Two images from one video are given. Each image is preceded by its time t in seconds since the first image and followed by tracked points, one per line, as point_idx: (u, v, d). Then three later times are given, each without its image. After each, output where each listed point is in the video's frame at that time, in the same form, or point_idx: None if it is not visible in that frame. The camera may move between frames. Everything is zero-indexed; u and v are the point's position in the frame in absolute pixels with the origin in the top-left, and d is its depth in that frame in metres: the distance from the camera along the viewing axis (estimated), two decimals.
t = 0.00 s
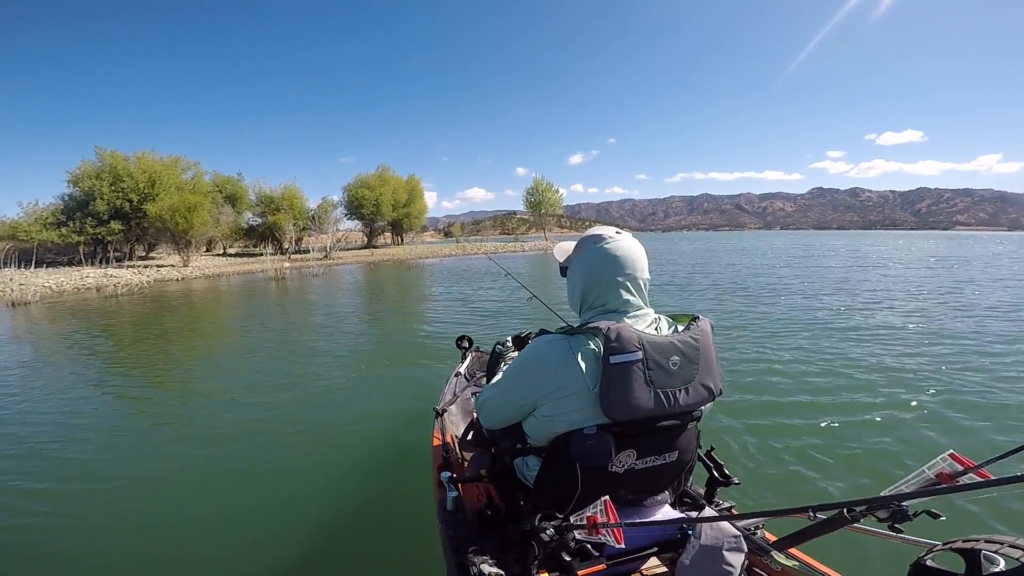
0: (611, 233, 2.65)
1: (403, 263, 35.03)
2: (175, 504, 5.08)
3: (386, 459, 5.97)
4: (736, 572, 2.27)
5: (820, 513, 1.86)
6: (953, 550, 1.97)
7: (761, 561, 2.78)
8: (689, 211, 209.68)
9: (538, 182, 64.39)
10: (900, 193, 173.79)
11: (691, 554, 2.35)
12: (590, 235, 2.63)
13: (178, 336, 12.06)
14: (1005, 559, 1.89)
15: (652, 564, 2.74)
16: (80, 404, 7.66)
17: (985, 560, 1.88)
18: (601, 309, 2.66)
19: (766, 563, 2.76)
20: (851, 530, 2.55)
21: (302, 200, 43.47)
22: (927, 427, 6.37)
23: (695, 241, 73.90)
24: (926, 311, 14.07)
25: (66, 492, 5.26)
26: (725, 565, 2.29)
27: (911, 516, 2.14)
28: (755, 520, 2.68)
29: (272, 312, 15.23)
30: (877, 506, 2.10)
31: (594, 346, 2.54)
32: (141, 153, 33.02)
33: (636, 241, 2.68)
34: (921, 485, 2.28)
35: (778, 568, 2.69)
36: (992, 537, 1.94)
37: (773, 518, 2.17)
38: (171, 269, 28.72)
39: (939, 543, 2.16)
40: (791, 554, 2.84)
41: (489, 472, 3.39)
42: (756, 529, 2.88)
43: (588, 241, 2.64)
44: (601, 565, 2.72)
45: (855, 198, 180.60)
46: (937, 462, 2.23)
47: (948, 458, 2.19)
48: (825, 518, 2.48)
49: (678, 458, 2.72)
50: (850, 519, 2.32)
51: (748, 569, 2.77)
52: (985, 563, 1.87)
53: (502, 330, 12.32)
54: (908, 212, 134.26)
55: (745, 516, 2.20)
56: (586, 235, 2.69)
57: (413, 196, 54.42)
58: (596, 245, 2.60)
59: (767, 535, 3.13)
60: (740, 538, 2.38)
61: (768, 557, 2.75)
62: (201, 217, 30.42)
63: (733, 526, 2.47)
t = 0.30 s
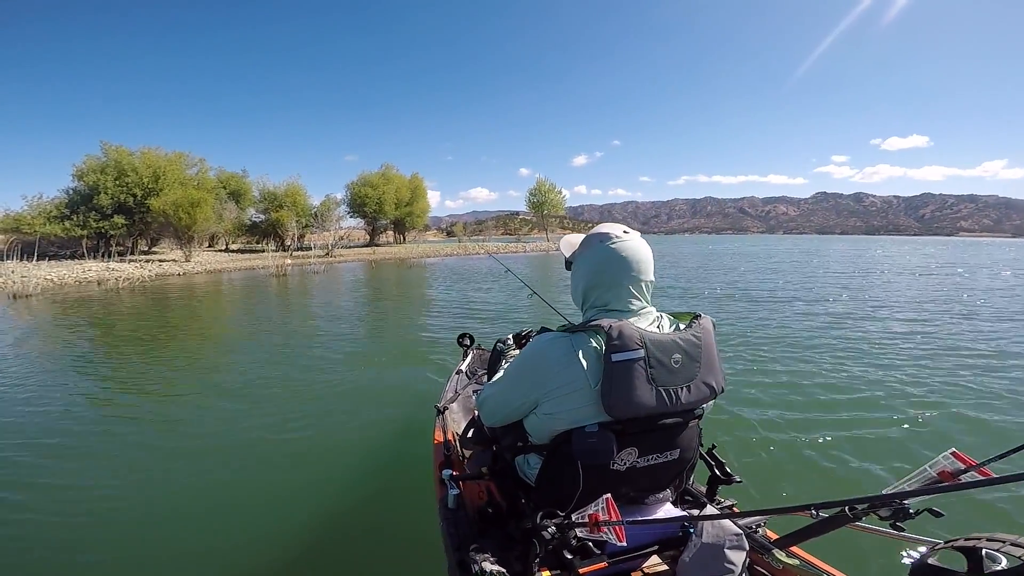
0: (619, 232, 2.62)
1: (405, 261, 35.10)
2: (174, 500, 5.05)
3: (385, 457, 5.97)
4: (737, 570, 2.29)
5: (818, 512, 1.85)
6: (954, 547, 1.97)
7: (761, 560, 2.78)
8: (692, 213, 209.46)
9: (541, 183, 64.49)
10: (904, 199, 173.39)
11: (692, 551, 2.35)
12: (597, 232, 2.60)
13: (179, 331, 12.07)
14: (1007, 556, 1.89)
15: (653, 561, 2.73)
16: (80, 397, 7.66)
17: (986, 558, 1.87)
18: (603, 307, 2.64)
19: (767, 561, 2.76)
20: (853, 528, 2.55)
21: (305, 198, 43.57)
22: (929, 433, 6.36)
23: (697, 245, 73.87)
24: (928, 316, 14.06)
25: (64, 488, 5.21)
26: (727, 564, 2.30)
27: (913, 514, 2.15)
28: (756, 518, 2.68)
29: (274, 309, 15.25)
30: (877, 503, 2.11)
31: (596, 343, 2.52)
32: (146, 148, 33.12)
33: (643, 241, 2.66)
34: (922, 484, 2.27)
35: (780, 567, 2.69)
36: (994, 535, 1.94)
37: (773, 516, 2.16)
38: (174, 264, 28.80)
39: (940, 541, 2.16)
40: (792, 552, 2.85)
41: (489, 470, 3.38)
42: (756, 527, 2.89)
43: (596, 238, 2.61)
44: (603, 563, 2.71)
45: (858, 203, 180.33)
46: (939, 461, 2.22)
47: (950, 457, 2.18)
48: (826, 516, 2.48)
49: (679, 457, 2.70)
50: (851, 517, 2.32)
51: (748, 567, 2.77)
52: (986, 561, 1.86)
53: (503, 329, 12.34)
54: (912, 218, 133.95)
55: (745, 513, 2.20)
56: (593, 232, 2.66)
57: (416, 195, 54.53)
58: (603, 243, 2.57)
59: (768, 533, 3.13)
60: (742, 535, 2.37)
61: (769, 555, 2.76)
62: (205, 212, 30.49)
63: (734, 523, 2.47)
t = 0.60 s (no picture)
0: (617, 229, 2.62)
1: (407, 261, 35.19)
2: (173, 496, 5.05)
3: (383, 456, 5.98)
4: (736, 567, 2.30)
5: (820, 508, 1.89)
6: (953, 545, 2.02)
7: (760, 557, 2.80)
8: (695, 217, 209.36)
9: (544, 184, 64.62)
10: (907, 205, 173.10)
11: (691, 548, 2.37)
12: (595, 228, 2.60)
13: (180, 327, 12.08)
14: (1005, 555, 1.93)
15: (651, 560, 2.73)
16: (81, 391, 7.69)
17: (984, 556, 1.93)
18: (601, 303, 2.64)
19: (766, 559, 2.77)
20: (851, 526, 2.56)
21: (308, 196, 43.70)
22: (928, 438, 6.36)
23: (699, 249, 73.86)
24: (928, 323, 14.07)
25: (62, 485, 5.16)
26: (725, 561, 2.31)
27: (912, 512, 2.26)
28: (755, 515, 2.70)
29: (275, 306, 15.28)
30: (877, 502, 2.16)
31: (594, 341, 2.52)
32: (151, 145, 33.25)
33: (641, 238, 2.66)
34: (921, 481, 2.32)
35: (778, 564, 2.69)
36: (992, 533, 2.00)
37: (772, 514, 2.15)
38: (176, 260, 28.86)
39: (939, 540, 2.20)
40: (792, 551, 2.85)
41: (488, 467, 3.39)
42: (755, 526, 2.90)
43: (594, 235, 2.61)
44: (601, 561, 2.71)
45: (861, 208, 180.16)
46: (937, 458, 2.28)
47: (948, 455, 2.25)
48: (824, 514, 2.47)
49: (678, 454, 2.70)
50: (850, 515, 2.31)
51: (748, 566, 2.79)
52: (985, 559, 1.92)
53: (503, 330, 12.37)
54: (915, 224, 133.78)
55: (745, 512, 2.20)
56: (590, 229, 2.66)
57: (418, 195, 54.63)
58: (601, 240, 2.57)
59: (767, 531, 3.14)
60: (740, 533, 2.38)
61: (768, 553, 2.77)
62: (208, 209, 30.61)
63: (733, 522, 2.47)
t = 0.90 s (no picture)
0: (615, 230, 2.62)
1: (409, 262, 35.29)
2: (171, 495, 5.04)
3: (381, 456, 5.99)
4: (735, 568, 2.30)
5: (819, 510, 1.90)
6: (952, 545, 2.04)
7: (759, 558, 2.80)
8: (698, 220, 209.11)
9: (547, 186, 64.73)
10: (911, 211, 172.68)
11: (691, 549, 2.38)
12: (592, 229, 2.61)
13: (182, 325, 12.12)
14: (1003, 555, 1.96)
15: (650, 560, 2.74)
16: (82, 387, 7.71)
17: (984, 556, 1.95)
18: (599, 304, 2.64)
19: (766, 560, 2.76)
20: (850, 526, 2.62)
21: (312, 196, 43.86)
22: (929, 445, 6.34)
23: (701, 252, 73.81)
24: (929, 329, 14.05)
25: (56, 485, 5.11)
26: (724, 561, 2.32)
27: (910, 512, 2.27)
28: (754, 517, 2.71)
29: (276, 305, 15.32)
30: (876, 502, 2.19)
31: (592, 342, 2.52)
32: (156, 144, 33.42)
33: (639, 238, 2.67)
34: (920, 482, 2.46)
35: (777, 565, 2.69)
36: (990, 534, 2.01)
37: (771, 515, 2.16)
38: (179, 258, 28.98)
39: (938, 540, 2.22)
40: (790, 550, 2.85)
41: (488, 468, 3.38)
42: (754, 526, 2.91)
43: (591, 236, 2.62)
44: (600, 561, 2.71)
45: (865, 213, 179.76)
46: (937, 459, 2.44)
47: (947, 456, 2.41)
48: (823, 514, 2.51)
49: (677, 455, 2.70)
50: (848, 516, 2.34)
51: (746, 566, 2.79)
52: (983, 559, 1.94)
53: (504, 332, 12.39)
54: (920, 230, 133.31)
55: (744, 513, 2.21)
56: (588, 230, 2.66)
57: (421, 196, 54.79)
58: (598, 241, 2.58)
59: (766, 532, 3.15)
60: (739, 533, 2.39)
61: (767, 553, 2.78)
62: (212, 208, 30.74)
63: (732, 522, 2.48)
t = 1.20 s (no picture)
0: (617, 235, 2.61)
1: (410, 262, 35.30)
2: (169, 496, 5.00)
3: (379, 456, 5.98)
4: (737, 571, 2.29)
5: (822, 512, 1.89)
6: (955, 549, 2.02)
7: (762, 561, 2.78)
8: (701, 223, 208.84)
9: (549, 187, 64.83)
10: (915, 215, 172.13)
11: (691, 552, 2.40)
12: (595, 235, 2.60)
13: (183, 324, 12.13)
14: (1006, 559, 1.94)
15: (652, 563, 2.73)
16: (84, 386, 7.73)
17: (985, 559, 1.92)
18: (600, 308, 2.64)
19: (768, 563, 2.75)
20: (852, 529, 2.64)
21: (314, 196, 43.94)
22: (930, 449, 6.32)
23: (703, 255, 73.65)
24: (931, 333, 14.01)
25: (59, 483, 5.12)
26: (726, 565, 2.31)
27: (912, 515, 2.24)
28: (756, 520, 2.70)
29: (277, 304, 15.34)
30: (877, 504, 2.19)
31: (594, 346, 2.52)
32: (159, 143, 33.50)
33: (641, 244, 2.66)
34: (921, 484, 2.46)
35: (779, 568, 2.68)
36: (992, 537, 1.99)
37: (774, 518, 2.17)
38: (181, 257, 29.04)
39: (940, 544, 2.21)
40: (791, 553, 2.82)
41: (489, 471, 3.39)
42: (756, 529, 2.92)
43: (594, 241, 2.61)
44: (601, 565, 2.71)
45: (869, 217, 179.23)
46: (938, 462, 2.43)
47: (949, 459, 2.39)
48: (825, 517, 2.56)
49: (678, 458, 2.69)
50: (850, 518, 2.39)
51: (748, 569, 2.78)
52: (985, 562, 1.92)
53: (505, 333, 12.39)
54: (923, 235, 132.84)
55: (746, 516, 2.21)
56: (590, 235, 2.66)
57: (423, 197, 54.84)
58: (601, 246, 2.58)
59: (768, 536, 3.13)
60: (741, 537, 2.38)
61: (768, 557, 2.77)
62: (213, 207, 30.79)
63: (734, 526, 2.48)
